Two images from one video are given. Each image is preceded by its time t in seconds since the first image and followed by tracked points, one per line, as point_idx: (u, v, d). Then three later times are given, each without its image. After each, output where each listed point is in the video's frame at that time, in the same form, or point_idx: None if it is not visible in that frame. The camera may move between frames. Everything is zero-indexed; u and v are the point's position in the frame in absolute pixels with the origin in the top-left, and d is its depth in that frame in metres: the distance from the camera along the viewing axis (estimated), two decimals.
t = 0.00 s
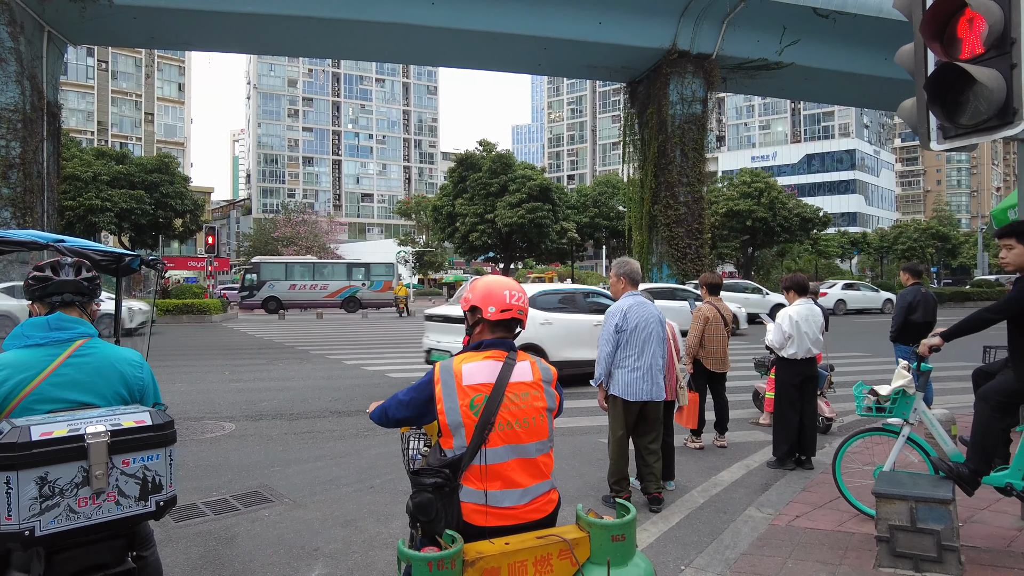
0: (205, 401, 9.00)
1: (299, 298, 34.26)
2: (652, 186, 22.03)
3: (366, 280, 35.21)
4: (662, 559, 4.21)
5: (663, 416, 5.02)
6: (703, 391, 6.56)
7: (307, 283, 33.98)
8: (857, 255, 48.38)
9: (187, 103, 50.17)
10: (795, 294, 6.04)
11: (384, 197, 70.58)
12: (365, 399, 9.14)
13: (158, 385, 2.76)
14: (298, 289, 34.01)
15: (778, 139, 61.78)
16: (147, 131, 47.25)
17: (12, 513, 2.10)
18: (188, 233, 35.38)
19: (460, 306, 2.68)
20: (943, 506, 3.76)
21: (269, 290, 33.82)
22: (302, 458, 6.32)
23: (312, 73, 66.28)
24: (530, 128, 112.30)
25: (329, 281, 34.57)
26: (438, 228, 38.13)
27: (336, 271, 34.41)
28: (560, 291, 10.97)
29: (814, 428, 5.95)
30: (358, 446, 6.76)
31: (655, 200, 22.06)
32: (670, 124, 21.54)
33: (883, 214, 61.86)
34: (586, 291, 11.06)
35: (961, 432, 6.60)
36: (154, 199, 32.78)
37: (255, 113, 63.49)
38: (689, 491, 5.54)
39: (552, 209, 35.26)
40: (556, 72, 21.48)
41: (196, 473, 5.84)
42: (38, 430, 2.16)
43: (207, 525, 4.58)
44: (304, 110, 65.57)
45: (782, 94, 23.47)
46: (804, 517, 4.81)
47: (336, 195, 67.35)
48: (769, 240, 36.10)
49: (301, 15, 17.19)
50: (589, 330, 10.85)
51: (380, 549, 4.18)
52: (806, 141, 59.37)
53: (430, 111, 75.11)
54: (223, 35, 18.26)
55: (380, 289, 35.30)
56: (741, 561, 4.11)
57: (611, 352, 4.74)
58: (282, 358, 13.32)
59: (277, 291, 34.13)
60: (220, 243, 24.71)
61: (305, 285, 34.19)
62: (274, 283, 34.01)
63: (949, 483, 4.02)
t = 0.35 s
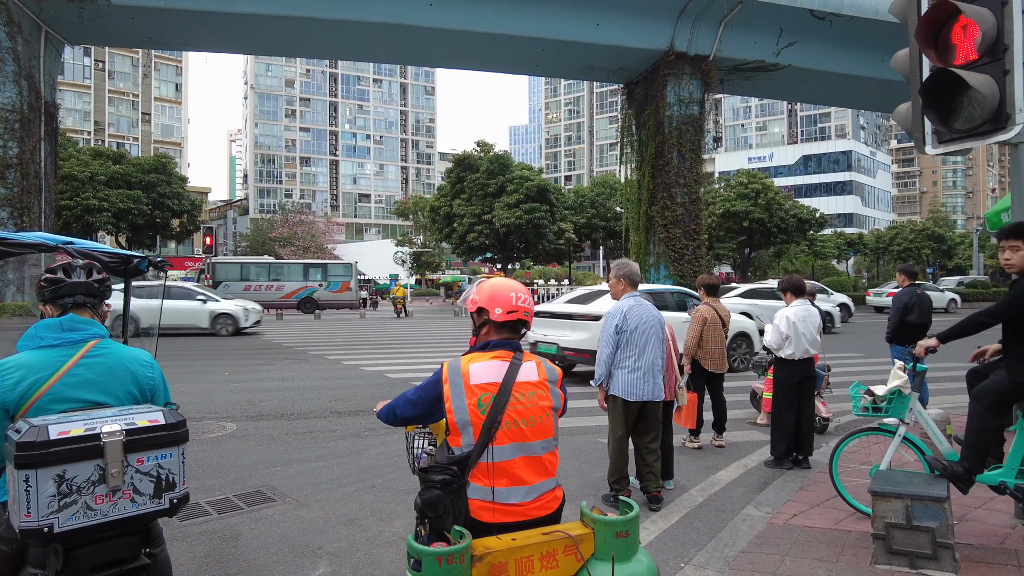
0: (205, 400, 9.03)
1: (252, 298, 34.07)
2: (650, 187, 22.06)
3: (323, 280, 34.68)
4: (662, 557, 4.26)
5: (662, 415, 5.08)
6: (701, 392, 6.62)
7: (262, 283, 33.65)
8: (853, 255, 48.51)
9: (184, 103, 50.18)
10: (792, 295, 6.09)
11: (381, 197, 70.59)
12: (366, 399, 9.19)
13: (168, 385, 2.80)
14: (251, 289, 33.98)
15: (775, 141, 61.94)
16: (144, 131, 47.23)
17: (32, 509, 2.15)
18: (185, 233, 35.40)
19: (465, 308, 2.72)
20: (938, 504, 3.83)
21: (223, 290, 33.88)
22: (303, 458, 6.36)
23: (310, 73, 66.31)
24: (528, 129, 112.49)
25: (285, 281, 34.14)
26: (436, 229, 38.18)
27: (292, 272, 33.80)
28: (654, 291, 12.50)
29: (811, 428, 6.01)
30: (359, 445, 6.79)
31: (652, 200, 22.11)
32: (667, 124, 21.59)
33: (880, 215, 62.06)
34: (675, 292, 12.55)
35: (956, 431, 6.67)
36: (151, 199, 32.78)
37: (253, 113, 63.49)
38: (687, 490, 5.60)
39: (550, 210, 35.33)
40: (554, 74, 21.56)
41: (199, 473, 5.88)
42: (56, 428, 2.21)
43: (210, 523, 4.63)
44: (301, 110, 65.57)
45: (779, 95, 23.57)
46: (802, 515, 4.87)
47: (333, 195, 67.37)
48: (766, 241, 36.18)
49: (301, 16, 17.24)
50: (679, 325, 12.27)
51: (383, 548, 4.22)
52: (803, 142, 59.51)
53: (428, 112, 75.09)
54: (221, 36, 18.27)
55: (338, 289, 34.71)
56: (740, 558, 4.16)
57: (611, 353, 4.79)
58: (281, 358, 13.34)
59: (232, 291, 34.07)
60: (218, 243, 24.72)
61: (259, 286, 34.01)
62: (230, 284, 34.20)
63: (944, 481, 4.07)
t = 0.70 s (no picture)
0: (210, 400, 9.06)
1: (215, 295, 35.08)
2: (652, 187, 22.08)
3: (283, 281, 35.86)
4: (669, 555, 4.29)
5: (667, 415, 5.11)
6: (706, 391, 6.65)
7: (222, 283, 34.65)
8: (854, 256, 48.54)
9: (185, 102, 50.18)
10: (796, 296, 6.12)
11: (382, 197, 70.64)
12: (370, 399, 9.23)
13: (186, 382, 2.83)
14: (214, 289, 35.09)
15: (776, 141, 61.99)
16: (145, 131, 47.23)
17: (59, 504, 2.19)
18: (186, 233, 35.42)
19: (479, 307, 2.76)
20: (944, 503, 3.85)
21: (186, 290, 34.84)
22: (310, 456, 6.39)
23: (311, 73, 66.31)
24: (528, 130, 112.60)
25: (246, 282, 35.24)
26: (437, 229, 38.21)
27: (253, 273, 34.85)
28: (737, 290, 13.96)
29: (816, 428, 6.03)
30: (365, 445, 6.82)
31: (654, 201, 22.13)
32: (668, 125, 21.63)
33: (880, 216, 62.08)
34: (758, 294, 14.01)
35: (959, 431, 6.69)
36: (153, 199, 32.79)
37: (253, 113, 63.50)
38: (693, 489, 5.63)
39: (550, 210, 35.34)
40: (555, 74, 21.59)
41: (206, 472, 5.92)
42: (82, 425, 2.25)
43: (220, 521, 4.66)
44: (302, 110, 65.64)
45: (780, 96, 23.62)
46: (807, 514, 4.90)
47: (334, 195, 67.42)
48: (766, 242, 36.18)
49: (304, 17, 17.28)
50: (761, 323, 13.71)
51: (392, 545, 4.26)
52: (803, 143, 59.47)
53: (429, 112, 75.10)
54: (224, 36, 18.30)
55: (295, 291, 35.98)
56: (746, 556, 4.20)
57: (618, 353, 4.82)
58: (284, 358, 13.36)
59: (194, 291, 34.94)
60: (219, 242, 24.73)
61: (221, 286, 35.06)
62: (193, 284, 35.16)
63: (949, 480, 4.10)
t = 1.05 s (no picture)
0: (218, 400, 9.11)
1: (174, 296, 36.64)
2: (655, 187, 22.10)
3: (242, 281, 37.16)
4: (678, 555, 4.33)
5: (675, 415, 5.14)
6: (711, 392, 6.67)
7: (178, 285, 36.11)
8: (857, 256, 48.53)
9: (188, 102, 50.30)
10: (802, 297, 6.14)
11: (385, 197, 70.75)
12: (377, 399, 9.26)
13: (204, 385, 2.87)
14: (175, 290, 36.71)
15: (779, 141, 61.91)
16: (149, 131, 47.36)
17: (86, 504, 2.24)
18: (190, 232, 35.54)
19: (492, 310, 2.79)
20: (952, 504, 3.87)
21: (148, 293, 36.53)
22: (319, 456, 6.43)
23: (314, 73, 66.38)
24: (531, 129, 112.64)
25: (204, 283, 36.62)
26: (439, 229, 38.27)
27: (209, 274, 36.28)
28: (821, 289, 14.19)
29: (821, 428, 6.05)
30: (373, 445, 6.86)
31: (657, 201, 22.15)
32: (672, 125, 21.68)
33: (884, 216, 61.98)
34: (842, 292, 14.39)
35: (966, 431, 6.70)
36: (157, 199, 32.95)
37: (256, 113, 63.59)
38: (700, 490, 5.65)
39: (553, 210, 35.33)
40: (559, 74, 21.60)
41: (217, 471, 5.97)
42: (107, 427, 2.29)
43: (231, 521, 4.70)
44: (305, 110, 65.68)
45: (783, 96, 23.63)
46: (814, 515, 4.92)
47: (337, 195, 67.60)
48: (770, 241, 36.12)
49: (308, 17, 17.32)
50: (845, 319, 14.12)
51: (403, 545, 4.29)
52: (807, 143, 59.36)
53: (432, 112, 75.11)
54: (229, 36, 18.35)
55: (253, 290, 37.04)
56: (754, 556, 4.23)
57: (626, 354, 4.85)
58: (290, 358, 13.39)
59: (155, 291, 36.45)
60: (223, 242, 24.78)
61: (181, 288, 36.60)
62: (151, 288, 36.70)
63: (956, 481, 4.12)
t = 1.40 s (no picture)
0: (224, 399, 9.15)
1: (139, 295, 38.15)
2: (660, 187, 22.07)
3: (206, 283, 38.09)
4: (683, 554, 4.33)
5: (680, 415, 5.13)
6: (716, 392, 6.66)
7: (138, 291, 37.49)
8: (863, 255, 48.38)
9: (195, 103, 50.48)
10: (807, 296, 6.12)
11: (390, 197, 70.87)
12: (383, 398, 9.29)
13: (209, 385, 2.88)
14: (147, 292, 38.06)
15: (785, 140, 61.68)
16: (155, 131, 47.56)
17: (92, 502, 2.26)
18: (197, 233, 35.68)
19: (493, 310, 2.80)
20: (958, 504, 3.86)
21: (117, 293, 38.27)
22: (324, 455, 6.45)
23: (319, 73, 66.53)
24: (537, 129, 112.83)
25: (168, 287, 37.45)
26: (445, 228, 38.34)
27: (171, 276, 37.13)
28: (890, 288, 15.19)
29: (827, 428, 6.04)
30: (379, 445, 6.87)
31: (663, 200, 22.13)
32: (677, 124, 21.65)
33: (891, 215, 61.69)
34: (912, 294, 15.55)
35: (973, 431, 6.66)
36: (163, 200, 33.06)
37: (262, 114, 63.77)
38: (704, 489, 5.65)
39: (559, 210, 35.29)
40: (564, 74, 21.59)
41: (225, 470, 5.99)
42: (113, 425, 2.31)
43: (237, 520, 4.72)
44: (311, 110, 65.82)
45: (789, 95, 23.56)
46: (819, 514, 4.91)
47: (343, 195, 67.79)
48: (776, 240, 35.98)
49: (313, 17, 17.37)
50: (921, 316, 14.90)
51: (408, 544, 4.30)
52: (813, 142, 59.07)
53: (437, 112, 75.13)
54: (235, 37, 18.40)
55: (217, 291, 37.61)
56: (758, 556, 4.22)
57: (630, 353, 4.84)
58: (296, 358, 13.42)
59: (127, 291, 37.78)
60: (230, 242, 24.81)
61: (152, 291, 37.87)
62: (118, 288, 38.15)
63: (963, 480, 4.10)
